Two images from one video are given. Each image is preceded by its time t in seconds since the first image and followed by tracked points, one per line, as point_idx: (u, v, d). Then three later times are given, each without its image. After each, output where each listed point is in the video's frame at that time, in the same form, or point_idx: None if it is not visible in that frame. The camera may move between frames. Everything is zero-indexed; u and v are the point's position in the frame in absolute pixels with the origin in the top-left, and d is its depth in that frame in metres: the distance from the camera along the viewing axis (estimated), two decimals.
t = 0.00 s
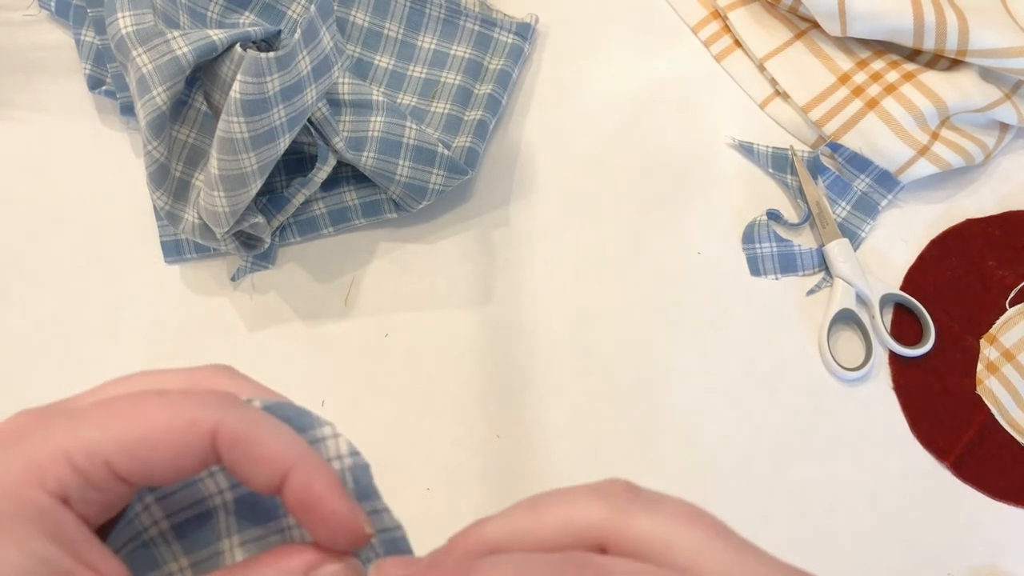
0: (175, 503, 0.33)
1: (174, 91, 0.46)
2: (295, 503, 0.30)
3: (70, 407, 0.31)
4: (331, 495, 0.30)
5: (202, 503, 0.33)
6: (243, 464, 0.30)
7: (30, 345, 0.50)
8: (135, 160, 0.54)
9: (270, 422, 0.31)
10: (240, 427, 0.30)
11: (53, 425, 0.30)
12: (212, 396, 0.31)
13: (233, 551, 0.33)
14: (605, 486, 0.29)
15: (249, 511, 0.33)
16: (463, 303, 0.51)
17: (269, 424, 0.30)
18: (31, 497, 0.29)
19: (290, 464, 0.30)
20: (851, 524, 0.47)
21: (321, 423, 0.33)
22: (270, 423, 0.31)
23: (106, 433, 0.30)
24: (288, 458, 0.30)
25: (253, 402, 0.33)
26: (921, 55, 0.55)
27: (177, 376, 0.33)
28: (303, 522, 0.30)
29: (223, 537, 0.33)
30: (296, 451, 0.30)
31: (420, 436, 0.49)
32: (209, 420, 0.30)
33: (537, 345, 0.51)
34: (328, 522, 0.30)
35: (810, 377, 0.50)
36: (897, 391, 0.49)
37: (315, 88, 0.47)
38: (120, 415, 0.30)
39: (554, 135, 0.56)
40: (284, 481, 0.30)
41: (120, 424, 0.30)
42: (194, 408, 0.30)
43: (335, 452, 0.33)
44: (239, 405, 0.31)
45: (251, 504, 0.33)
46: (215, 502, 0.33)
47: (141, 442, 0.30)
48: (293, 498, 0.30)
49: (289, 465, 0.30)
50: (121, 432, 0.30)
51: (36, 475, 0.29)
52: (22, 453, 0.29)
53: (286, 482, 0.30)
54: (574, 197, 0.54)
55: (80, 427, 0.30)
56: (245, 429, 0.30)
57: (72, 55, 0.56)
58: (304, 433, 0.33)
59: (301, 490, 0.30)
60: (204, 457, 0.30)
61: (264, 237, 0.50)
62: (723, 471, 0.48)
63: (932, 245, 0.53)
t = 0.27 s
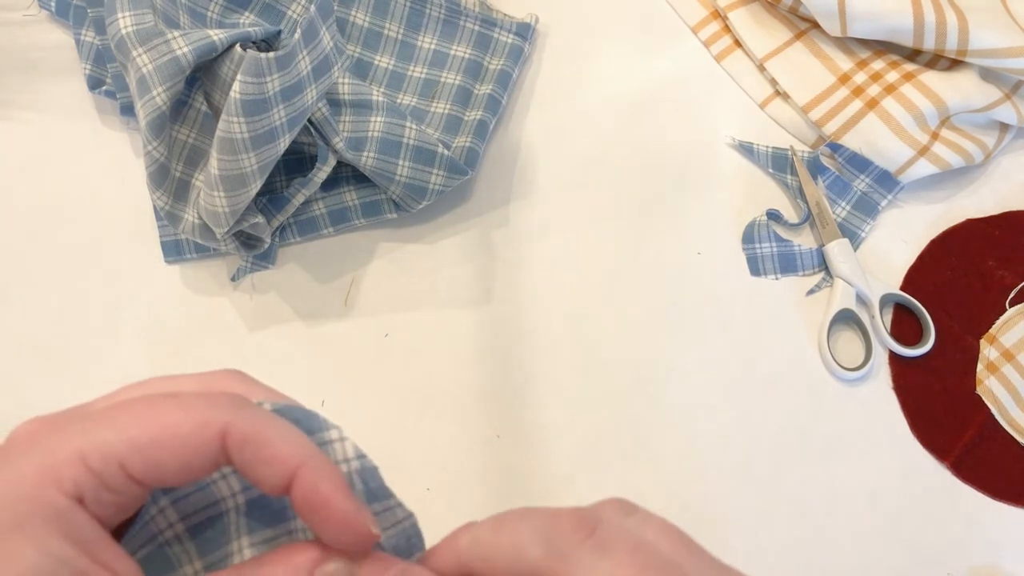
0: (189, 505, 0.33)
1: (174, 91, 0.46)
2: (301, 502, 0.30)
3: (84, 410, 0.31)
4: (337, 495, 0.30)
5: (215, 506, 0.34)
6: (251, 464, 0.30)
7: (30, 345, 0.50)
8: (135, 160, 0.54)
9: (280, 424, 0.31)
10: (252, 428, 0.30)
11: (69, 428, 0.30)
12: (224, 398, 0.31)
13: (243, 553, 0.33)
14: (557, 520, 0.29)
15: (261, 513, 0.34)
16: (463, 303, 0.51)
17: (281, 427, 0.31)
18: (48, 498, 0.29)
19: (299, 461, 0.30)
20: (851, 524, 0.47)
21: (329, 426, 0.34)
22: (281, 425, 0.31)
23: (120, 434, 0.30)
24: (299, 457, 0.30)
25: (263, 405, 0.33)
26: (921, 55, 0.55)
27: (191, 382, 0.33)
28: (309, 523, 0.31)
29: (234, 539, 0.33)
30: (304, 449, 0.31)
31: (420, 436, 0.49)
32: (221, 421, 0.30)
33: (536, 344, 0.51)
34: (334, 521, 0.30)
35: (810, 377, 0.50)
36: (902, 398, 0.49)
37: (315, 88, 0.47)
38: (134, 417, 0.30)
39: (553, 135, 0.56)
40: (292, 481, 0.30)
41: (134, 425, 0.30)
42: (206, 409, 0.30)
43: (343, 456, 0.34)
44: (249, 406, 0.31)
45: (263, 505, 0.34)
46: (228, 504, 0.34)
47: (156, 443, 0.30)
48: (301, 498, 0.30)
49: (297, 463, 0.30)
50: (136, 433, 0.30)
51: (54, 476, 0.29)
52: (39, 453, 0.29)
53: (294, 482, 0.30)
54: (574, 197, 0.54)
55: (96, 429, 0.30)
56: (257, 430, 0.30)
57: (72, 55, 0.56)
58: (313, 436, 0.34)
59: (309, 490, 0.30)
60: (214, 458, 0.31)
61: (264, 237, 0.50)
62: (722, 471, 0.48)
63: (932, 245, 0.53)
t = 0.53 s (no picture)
0: (169, 493, 0.32)
1: (174, 91, 0.46)
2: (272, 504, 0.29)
3: (41, 419, 0.29)
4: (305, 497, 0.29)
5: (196, 493, 0.33)
6: (217, 465, 0.29)
7: (30, 345, 0.50)
8: (136, 160, 0.54)
9: (243, 419, 0.29)
10: (212, 430, 0.29)
11: (29, 443, 0.28)
12: (183, 398, 0.30)
13: (228, 541, 0.32)
14: None
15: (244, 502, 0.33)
16: (464, 303, 0.51)
17: (243, 422, 0.29)
18: (14, 523, 0.27)
19: (264, 464, 0.29)
20: (851, 524, 0.47)
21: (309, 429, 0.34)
22: (245, 422, 0.29)
23: (75, 448, 0.28)
24: (265, 458, 0.29)
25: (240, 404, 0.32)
26: (921, 55, 0.55)
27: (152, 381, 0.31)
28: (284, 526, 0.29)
29: (219, 527, 0.32)
30: (267, 450, 0.29)
31: (420, 436, 0.49)
32: (181, 422, 0.28)
33: (536, 345, 0.51)
34: (303, 526, 0.29)
35: (810, 377, 0.50)
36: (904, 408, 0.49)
37: (315, 88, 0.47)
38: (93, 427, 0.28)
39: (554, 135, 0.56)
40: (259, 482, 0.29)
41: (88, 437, 0.28)
42: (161, 413, 0.28)
43: (321, 459, 0.33)
44: (204, 402, 0.30)
45: (244, 498, 0.32)
46: (209, 492, 0.32)
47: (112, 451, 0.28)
48: (270, 499, 0.29)
49: (263, 464, 0.29)
50: (94, 440, 0.28)
51: (12, 499, 0.27)
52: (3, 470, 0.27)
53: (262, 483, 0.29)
54: (574, 197, 0.54)
55: (49, 448, 0.28)
56: (216, 432, 0.29)
57: (72, 55, 0.56)
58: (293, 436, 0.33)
59: (276, 492, 0.29)
60: (180, 464, 0.29)
61: (263, 236, 0.49)
62: (723, 471, 0.48)
63: (932, 245, 0.53)
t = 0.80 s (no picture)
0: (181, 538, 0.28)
1: (174, 91, 0.46)
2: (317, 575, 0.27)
3: (73, 480, 0.26)
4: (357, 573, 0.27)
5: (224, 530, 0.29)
6: (265, 535, 0.27)
7: (31, 345, 0.50)
8: (136, 160, 0.54)
9: (293, 486, 0.27)
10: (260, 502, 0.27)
11: (58, 513, 0.25)
12: (231, 461, 0.27)
13: None
14: None
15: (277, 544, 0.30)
16: (464, 303, 0.51)
17: (295, 487, 0.27)
18: None
19: (316, 536, 0.27)
20: (851, 524, 0.47)
21: (345, 488, 0.30)
22: (294, 487, 0.27)
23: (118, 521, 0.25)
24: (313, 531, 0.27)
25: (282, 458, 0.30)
26: (921, 55, 0.55)
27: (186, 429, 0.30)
28: None
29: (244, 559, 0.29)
30: (323, 521, 0.27)
31: (420, 437, 0.49)
32: (230, 495, 0.26)
33: (536, 344, 0.51)
34: None
35: (810, 377, 0.50)
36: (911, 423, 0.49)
37: (315, 88, 0.47)
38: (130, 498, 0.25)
39: (554, 135, 0.56)
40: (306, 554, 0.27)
41: (132, 507, 0.25)
42: (210, 484, 0.26)
43: (357, 522, 0.29)
44: (255, 466, 0.27)
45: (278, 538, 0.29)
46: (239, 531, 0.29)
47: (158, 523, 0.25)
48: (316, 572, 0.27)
49: (317, 536, 0.27)
50: (130, 517, 0.25)
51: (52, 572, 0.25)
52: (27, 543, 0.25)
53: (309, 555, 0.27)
54: (574, 197, 0.54)
55: (89, 517, 0.25)
56: (268, 505, 0.27)
57: (72, 55, 0.56)
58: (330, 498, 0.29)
59: (324, 568, 0.27)
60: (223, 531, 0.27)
61: (263, 236, 0.50)
62: (724, 471, 0.48)
63: (932, 245, 0.53)
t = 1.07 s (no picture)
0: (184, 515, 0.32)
1: (174, 91, 0.46)
2: (298, 538, 0.30)
3: (58, 453, 0.29)
4: (335, 532, 0.30)
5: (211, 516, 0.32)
6: (242, 503, 0.30)
7: (30, 345, 0.50)
8: (136, 160, 0.54)
9: (269, 458, 0.30)
10: (237, 472, 0.29)
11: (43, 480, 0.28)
12: (208, 435, 0.30)
13: (236, 567, 0.32)
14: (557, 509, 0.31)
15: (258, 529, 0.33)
16: (464, 303, 0.51)
17: (269, 459, 0.30)
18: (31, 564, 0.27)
19: (295, 500, 0.29)
20: (851, 524, 0.47)
21: (326, 463, 0.33)
22: (269, 457, 0.30)
23: (99, 490, 0.28)
24: (292, 495, 0.29)
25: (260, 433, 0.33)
26: (921, 55, 0.55)
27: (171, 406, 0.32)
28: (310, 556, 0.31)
29: (228, 553, 0.32)
30: (299, 487, 0.30)
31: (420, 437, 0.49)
32: (205, 465, 0.29)
33: (536, 344, 0.51)
34: (333, 556, 0.30)
35: (810, 377, 0.50)
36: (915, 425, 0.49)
37: (315, 88, 0.47)
38: (111, 467, 0.28)
39: (554, 135, 0.56)
40: (287, 519, 0.30)
41: (114, 478, 0.28)
42: (188, 453, 0.29)
43: (343, 493, 0.33)
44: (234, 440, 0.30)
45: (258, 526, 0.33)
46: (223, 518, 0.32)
47: (135, 490, 0.28)
48: (296, 534, 0.30)
49: (293, 501, 0.29)
50: (112, 483, 0.28)
51: (30, 541, 0.27)
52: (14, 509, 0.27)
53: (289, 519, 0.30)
54: (574, 198, 0.54)
55: (64, 489, 0.28)
56: (241, 475, 0.29)
57: (72, 55, 0.56)
58: (313, 470, 0.33)
59: (302, 529, 0.30)
60: (200, 500, 0.29)
61: (263, 236, 0.49)
62: (724, 472, 0.48)
63: (932, 245, 0.53)
